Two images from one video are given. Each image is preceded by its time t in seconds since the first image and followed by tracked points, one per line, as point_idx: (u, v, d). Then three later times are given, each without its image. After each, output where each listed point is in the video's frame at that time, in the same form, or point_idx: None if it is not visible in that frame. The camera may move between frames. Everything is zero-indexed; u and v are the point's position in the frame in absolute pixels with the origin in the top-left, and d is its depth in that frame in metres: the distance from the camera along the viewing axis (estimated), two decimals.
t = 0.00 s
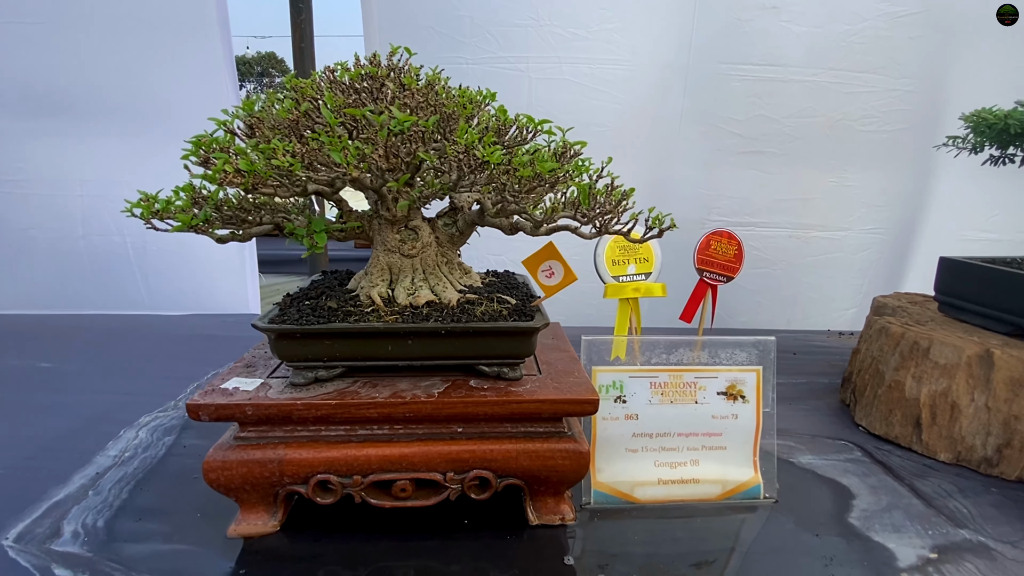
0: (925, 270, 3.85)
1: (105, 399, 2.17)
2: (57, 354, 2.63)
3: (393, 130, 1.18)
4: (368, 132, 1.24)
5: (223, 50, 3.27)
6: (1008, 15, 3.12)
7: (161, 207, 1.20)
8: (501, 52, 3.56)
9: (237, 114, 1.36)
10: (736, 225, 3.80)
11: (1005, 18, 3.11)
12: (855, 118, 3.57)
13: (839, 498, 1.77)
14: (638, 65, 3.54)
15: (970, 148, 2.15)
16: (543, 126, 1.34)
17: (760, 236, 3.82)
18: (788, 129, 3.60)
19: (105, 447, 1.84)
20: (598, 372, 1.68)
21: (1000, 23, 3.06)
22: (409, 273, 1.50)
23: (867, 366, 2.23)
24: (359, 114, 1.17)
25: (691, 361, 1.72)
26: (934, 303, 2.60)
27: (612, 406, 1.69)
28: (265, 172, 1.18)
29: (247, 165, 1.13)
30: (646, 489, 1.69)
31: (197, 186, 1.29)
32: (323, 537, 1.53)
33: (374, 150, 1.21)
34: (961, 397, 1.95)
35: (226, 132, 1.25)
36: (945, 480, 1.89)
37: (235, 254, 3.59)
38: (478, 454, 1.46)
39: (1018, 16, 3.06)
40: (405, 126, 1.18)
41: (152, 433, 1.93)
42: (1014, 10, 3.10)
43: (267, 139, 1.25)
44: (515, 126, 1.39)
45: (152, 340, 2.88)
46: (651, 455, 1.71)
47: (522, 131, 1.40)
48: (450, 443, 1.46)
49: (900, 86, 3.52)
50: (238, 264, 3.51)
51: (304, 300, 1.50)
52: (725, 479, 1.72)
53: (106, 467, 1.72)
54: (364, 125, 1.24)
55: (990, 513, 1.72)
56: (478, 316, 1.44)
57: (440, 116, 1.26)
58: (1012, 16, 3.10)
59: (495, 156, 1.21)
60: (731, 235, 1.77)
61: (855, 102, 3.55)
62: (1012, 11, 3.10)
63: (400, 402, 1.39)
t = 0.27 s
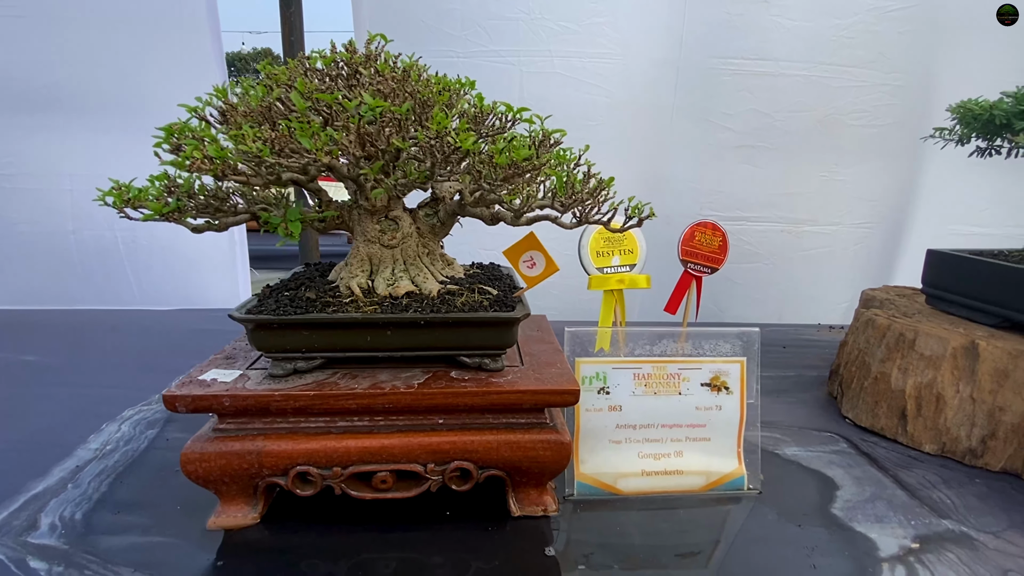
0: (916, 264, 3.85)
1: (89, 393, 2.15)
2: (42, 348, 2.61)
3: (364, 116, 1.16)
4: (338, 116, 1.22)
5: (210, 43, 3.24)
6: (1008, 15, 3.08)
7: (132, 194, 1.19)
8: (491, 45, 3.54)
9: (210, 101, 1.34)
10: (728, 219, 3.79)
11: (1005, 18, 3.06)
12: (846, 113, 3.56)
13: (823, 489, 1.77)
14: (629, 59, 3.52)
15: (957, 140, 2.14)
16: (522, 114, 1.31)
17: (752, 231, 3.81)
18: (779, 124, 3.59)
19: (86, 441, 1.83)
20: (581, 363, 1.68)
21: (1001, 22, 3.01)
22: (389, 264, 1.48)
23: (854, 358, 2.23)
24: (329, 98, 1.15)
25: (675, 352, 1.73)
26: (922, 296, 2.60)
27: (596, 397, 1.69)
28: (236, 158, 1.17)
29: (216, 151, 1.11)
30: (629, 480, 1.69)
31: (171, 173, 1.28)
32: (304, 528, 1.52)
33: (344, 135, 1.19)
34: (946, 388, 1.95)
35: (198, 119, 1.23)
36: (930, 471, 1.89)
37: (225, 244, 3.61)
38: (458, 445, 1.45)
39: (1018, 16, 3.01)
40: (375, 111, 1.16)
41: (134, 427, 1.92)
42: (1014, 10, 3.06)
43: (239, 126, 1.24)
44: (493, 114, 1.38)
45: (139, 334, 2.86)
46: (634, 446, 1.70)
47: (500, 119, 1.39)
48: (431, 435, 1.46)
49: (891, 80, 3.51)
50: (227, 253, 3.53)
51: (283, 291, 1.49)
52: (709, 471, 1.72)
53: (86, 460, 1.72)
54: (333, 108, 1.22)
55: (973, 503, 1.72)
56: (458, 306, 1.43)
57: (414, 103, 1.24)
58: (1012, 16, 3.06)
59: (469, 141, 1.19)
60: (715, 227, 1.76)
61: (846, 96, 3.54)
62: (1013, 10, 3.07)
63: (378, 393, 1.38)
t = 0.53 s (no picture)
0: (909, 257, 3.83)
1: (66, 387, 2.12)
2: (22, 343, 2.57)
3: (328, 91, 1.12)
4: (303, 91, 1.17)
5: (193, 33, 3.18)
6: (1007, 15, 2.96)
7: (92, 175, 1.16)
8: (480, 36, 3.49)
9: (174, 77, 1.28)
10: (720, 212, 3.76)
11: (1005, 18, 2.95)
12: (839, 104, 3.53)
13: (811, 481, 1.75)
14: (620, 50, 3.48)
15: (949, 127, 2.11)
16: (500, 94, 1.27)
17: (745, 224, 3.78)
18: (771, 116, 3.55)
19: (60, 434, 1.80)
20: (565, 353, 1.64)
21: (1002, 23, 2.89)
22: (366, 251, 1.44)
23: (845, 349, 2.20)
24: (292, 73, 1.10)
25: (661, 342, 1.69)
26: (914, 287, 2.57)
27: (580, 388, 1.65)
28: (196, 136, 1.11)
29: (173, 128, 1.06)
30: (614, 472, 1.66)
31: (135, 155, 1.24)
32: (280, 521, 1.49)
33: (309, 112, 1.15)
34: (937, 379, 1.93)
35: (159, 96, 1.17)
36: (920, 462, 1.87)
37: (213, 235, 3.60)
38: (437, 437, 1.42)
39: (1018, 17, 2.89)
40: (341, 86, 1.12)
41: (110, 420, 1.89)
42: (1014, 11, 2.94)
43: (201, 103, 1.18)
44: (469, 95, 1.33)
45: (122, 328, 2.82)
46: (619, 438, 1.67)
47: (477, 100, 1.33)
48: (409, 426, 1.42)
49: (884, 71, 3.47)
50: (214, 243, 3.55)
51: (258, 278, 1.45)
52: (696, 463, 1.69)
53: (59, 454, 1.68)
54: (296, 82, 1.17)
55: (963, 495, 1.70)
56: (436, 294, 1.38)
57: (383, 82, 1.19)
58: (1012, 16, 2.95)
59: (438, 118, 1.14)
60: (703, 214, 1.73)
61: (839, 88, 3.50)
62: (1012, 10, 2.95)
63: (354, 383, 1.34)
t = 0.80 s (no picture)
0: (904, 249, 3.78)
1: (38, 381, 2.06)
2: None
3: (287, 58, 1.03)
4: (262, 61, 1.10)
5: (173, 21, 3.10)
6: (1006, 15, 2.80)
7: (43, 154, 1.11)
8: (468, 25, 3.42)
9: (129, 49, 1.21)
10: (713, 204, 3.71)
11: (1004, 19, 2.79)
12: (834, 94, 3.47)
13: (802, 474, 1.70)
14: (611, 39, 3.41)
15: (944, 112, 2.06)
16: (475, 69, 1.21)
17: (738, 216, 3.73)
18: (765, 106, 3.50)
19: (28, 428, 1.74)
20: (548, 343, 1.59)
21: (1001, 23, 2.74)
22: (339, 236, 1.38)
23: (837, 340, 2.16)
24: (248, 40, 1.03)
25: (648, 332, 1.64)
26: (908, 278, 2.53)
27: (565, 379, 1.60)
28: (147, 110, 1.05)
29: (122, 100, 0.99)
30: (599, 466, 1.62)
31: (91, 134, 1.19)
32: (252, 517, 1.44)
33: (268, 82, 1.08)
34: (930, 370, 1.88)
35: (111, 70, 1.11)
36: (912, 454, 1.83)
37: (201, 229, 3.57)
38: (414, 430, 1.37)
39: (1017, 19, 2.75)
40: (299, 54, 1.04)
41: (81, 414, 1.83)
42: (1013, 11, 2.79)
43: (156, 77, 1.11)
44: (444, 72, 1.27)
45: (101, 322, 2.75)
46: (605, 430, 1.62)
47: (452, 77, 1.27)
48: (384, 418, 1.37)
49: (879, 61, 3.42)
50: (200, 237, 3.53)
51: (227, 265, 1.39)
52: (683, 456, 1.64)
53: (25, 448, 1.63)
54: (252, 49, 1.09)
55: (956, 487, 1.66)
56: (412, 280, 1.32)
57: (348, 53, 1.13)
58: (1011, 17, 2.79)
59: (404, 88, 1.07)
60: (691, 200, 1.69)
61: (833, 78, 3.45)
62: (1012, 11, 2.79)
63: (325, 373, 1.28)
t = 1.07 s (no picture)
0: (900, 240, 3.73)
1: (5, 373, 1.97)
2: None
3: (239, 19, 0.98)
4: (215, 21, 1.02)
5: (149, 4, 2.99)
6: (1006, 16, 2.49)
7: None
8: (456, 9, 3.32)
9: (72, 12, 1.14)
10: (707, 194, 3.63)
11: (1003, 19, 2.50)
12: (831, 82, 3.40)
13: (796, 466, 1.65)
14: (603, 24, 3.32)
15: (945, 95, 2.01)
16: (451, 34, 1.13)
17: (732, 206, 3.66)
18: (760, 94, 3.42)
19: None
20: (534, 332, 1.53)
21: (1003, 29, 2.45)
22: (311, 217, 1.31)
23: (833, 329, 2.10)
24: None
25: (638, 319, 1.58)
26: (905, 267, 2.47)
27: (551, 368, 1.54)
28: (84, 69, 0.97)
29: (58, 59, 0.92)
30: (587, 458, 1.56)
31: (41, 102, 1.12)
32: (222, 512, 1.37)
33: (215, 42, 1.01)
34: (928, 359, 1.83)
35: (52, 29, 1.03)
36: (910, 446, 1.77)
37: (185, 218, 3.50)
38: (391, 421, 1.30)
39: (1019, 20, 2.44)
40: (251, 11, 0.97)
41: (48, 406, 1.75)
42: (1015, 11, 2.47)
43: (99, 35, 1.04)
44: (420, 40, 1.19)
45: (76, 314, 2.66)
46: (593, 422, 1.56)
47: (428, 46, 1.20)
48: (359, 409, 1.30)
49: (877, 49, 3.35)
50: (183, 226, 3.45)
51: (192, 247, 1.32)
52: (674, 447, 1.58)
53: None
54: (203, 6, 1.01)
55: (955, 479, 1.61)
56: (386, 263, 1.25)
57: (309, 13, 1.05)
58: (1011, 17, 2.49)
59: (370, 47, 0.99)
60: (684, 182, 1.62)
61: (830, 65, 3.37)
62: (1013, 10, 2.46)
63: (295, 361, 1.21)
